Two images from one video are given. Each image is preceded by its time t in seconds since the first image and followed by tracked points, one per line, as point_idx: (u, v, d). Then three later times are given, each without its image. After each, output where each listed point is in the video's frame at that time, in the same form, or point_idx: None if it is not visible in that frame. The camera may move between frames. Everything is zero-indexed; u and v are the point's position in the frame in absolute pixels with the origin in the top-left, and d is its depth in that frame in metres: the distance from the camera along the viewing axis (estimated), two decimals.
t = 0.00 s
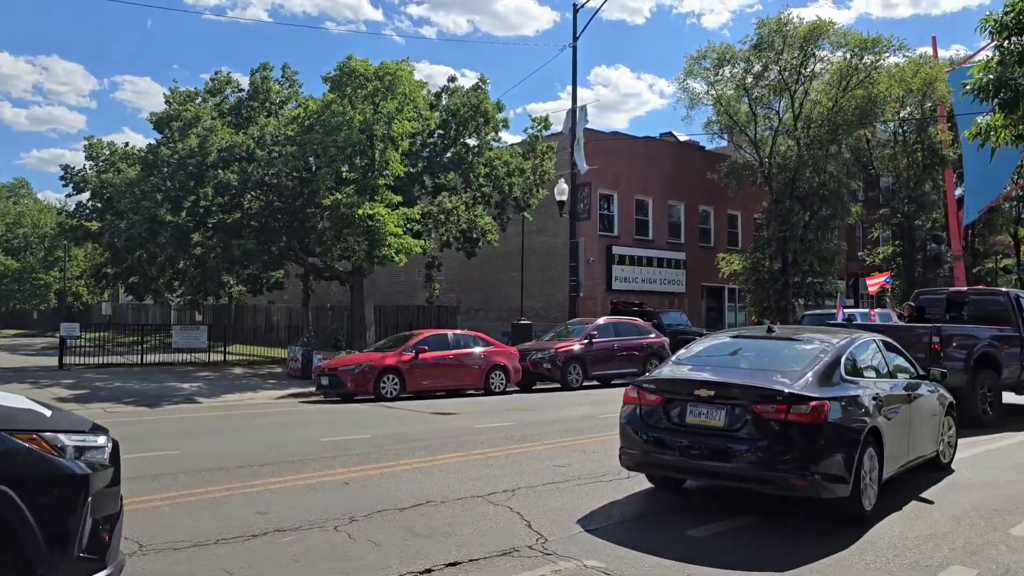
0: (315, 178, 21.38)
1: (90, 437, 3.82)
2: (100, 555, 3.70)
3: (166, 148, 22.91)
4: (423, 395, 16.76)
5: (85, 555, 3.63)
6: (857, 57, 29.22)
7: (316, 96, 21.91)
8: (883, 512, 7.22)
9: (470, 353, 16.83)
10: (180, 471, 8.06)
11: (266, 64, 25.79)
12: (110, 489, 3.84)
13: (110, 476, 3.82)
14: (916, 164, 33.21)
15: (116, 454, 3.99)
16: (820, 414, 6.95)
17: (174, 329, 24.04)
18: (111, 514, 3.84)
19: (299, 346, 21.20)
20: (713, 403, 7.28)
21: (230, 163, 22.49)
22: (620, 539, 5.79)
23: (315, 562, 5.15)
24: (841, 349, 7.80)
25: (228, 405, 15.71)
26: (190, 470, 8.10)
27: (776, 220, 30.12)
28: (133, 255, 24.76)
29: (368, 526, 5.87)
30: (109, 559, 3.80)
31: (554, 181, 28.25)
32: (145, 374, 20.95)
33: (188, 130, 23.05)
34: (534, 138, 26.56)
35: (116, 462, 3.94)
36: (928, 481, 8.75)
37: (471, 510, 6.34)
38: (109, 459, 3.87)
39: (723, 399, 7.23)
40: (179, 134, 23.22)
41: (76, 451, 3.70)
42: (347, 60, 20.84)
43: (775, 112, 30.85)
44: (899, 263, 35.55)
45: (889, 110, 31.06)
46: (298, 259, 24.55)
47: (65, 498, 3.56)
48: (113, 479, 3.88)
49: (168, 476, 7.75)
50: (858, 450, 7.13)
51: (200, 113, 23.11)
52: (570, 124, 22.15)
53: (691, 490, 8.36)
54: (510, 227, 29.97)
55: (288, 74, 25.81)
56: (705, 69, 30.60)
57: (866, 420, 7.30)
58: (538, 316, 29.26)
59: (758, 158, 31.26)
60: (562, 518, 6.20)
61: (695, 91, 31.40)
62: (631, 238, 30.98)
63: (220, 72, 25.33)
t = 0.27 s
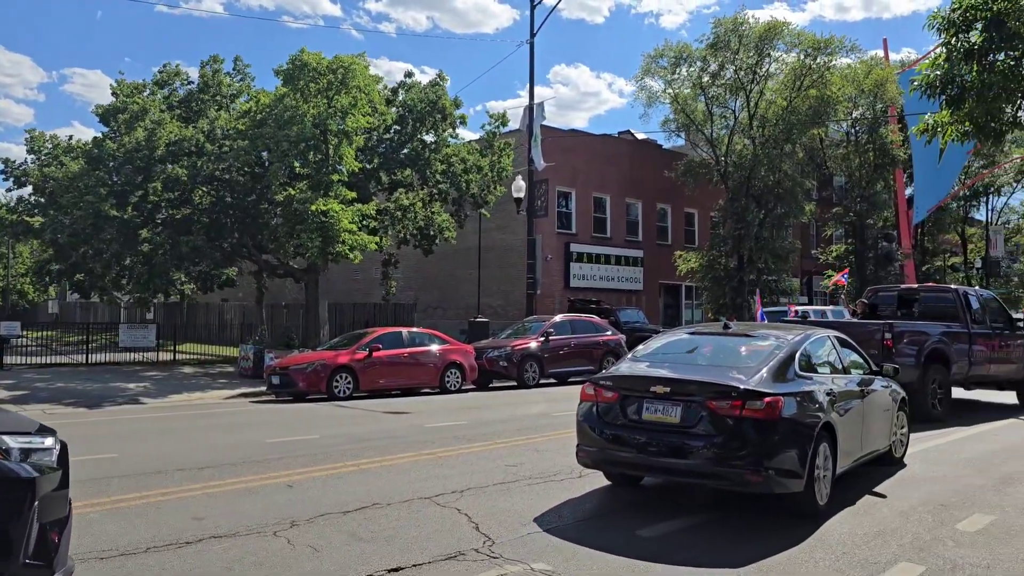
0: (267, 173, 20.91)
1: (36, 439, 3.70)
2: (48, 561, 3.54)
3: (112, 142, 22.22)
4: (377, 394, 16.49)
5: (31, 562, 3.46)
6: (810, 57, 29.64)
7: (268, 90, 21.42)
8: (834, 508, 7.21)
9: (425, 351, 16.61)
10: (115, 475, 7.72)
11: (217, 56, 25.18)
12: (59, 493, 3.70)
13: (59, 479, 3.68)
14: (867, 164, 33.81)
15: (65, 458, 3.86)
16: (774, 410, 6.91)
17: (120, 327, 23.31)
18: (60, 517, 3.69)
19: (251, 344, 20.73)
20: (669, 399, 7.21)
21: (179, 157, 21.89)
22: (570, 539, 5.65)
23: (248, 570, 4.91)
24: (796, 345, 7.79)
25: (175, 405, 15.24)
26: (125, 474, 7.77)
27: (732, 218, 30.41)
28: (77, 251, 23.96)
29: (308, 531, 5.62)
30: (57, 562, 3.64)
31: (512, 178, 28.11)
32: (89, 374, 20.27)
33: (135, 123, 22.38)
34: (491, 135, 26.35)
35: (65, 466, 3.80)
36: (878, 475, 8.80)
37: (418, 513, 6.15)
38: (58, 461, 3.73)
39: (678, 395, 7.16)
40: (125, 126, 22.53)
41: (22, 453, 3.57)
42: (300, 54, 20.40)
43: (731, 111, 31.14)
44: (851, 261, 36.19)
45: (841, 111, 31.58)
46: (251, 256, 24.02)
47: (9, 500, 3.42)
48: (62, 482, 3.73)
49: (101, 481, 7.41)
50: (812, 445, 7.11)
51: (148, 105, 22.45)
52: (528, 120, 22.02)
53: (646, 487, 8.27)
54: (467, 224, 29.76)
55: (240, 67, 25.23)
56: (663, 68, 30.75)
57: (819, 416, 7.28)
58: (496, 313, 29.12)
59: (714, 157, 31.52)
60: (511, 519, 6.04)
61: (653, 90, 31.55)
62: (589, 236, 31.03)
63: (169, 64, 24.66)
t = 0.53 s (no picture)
0: (229, 169, 20.50)
1: None
2: None
3: (68, 138, 21.64)
4: (342, 394, 16.23)
5: None
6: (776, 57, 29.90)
7: (230, 85, 20.99)
8: (798, 508, 7.17)
9: (391, 351, 16.38)
10: (62, 481, 7.43)
11: (176, 51, 24.67)
12: (6, 502, 3.48)
13: (6, 486, 3.47)
14: (832, 163, 34.20)
15: (14, 466, 3.66)
16: (742, 409, 6.84)
17: (77, 327, 22.69)
18: (9, 526, 3.47)
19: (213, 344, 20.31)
20: (639, 399, 7.13)
21: (138, 153, 21.37)
22: (531, 543, 5.51)
23: None
24: (764, 344, 7.74)
25: (132, 407, 14.83)
26: (70, 480, 7.46)
27: (699, 216, 30.57)
28: (32, 249, 23.30)
29: (258, 539, 5.41)
30: (7, 570, 3.41)
31: (479, 176, 27.94)
32: (43, 376, 19.69)
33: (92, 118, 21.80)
34: (459, 132, 26.12)
35: (13, 474, 3.60)
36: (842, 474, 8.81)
37: (376, 518, 5.96)
38: (6, 469, 3.54)
39: (646, 395, 7.08)
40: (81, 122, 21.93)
41: None
42: (263, 49, 19.99)
43: (698, 110, 31.29)
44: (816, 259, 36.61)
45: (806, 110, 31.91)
46: (213, 254, 23.55)
47: None
48: (10, 490, 3.52)
49: (43, 488, 7.09)
50: (779, 444, 7.06)
51: (105, 100, 21.89)
52: (495, 117, 21.86)
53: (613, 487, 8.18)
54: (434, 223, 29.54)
55: (201, 62, 24.75)
56: (630, 67, 30.79)
57: (787, 415, 7.23)
58: (464, 312, 28.94)
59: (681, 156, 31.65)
60: (471, 524, 5.89)
61: (620, 88, 31.59)
62: (557, 234, 31.00)
63: (127, 58, 24.08)
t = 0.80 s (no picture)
0: (202, 167, 20.20)
1: None
2: None
3: (36, 135, 21.24)
4: (317, 395, 16.02)
5: None
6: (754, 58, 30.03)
7: (203, 81, 20.65)
8: (773, 509, 7.11)
9: (366, 350, 16.19)
10: (18, 486, 7.20)
11: (149, 47, 24.30)
12: None
13: None
14: (809, 164, 34.40)
15: None
16: (719, 408, 6.77)
17: (47, 328, 22.26)
18: None
19: (185, 345, 20.00)
20: (616, 398, 7.03)
21: (108, 151, 21.00)
22: (499, 547, 5.38)
23: None
24: (742, 343, 7.67)
25: (100, 409, 14.53)
26: (27, 485, 7.22)
27: (677, 216, 30.64)
28: None
29: (218, 546, 5.24)
30: None
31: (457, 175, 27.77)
32: (10, 377, 19.28)
33: (61, 114, 21.41)
34: (437, 131, 25.93)
35: None
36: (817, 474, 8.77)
37: (341, 522, 5.82)
38: None
39: (623, 394, 6.98)
40: (50, 118, 21.53)
41: None
42: (237, 45, 19.67)
43: (676, 110, 31.33)
44: (794, 259, 36.80)
45: (782, 111, 32.10)
46: (187, 254, 23.21)
47: None
48: None
49: None
50: (757, 443, 7.00)
51: (75, 96, 21.50)
52: (472, 116, 21.71)
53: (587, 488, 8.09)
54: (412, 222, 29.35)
55: (174, 59, 24.39)
56: (609, 67, 30.76)
57: (764, 414, 7.17)
58: (442, 312, 28.78)
59: (660, 156, 31.67)
60: (438, 527, 5.77)
61: (599, 88, 31.56)
62: (536, 234, 30.93)
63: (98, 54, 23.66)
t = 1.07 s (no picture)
0: (187, 165, 20.00)
1: None
2: None
3: (19, 131, 21.00)
4: (301, 395, 15.86)
5: None
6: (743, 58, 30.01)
7: (189, 79, 20.44)
8: (756, 511, 7.02)
9: (351, 350, 16.04)
10: None
11: (134, 43, 24.07)
12: None
13: None
14: (799, 166, 34.40)
15: None
16: (703, 409, 6.67)
17: (29, 327, 22.00)
18: None
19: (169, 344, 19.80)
20: (600, 398, 6.92)
21: (92, 148, 20.78)
22: (472, 551, 5.26)
23: None
24: (728, 343, 7.57)
25: (80, 409, 14.34)
26: None
27: (667, 217, 30.58)
28: None
29: (183, 551, 5.11)
30: None
31: (446, 174, 27.62)
32: None
33: (44, 111, 21.16)
34: (425, 130, 25.77)
35: None
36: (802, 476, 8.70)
37: (313, 527, 5.70)
38: None
39: (607, 394, 6.88)
40: (33, 115, 21.28)
41: None
42: (222, 41, 19.46)
43: (666, 111, 31.28)
44: (784, 261, 36.81)
45: (772, 112, 32.10)
46: (172, 252, 23.00)
47: None
48: None
49: None
50: (742, 444, 6.90)
51: (58, 93, 21.26)
52: (461, 115, 21.58)
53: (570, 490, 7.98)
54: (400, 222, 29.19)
55: (160, 56, 24.18)
56: (599, 67, 30.69)
57: (749, 414, 7.08)
58: (430, 312, 28.62)
59: (650, 157, 31.59)
60: (411, 531, 5.66)
61: (589, 88, 31.49)
62: (526, 234, 30.82)
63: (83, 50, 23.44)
